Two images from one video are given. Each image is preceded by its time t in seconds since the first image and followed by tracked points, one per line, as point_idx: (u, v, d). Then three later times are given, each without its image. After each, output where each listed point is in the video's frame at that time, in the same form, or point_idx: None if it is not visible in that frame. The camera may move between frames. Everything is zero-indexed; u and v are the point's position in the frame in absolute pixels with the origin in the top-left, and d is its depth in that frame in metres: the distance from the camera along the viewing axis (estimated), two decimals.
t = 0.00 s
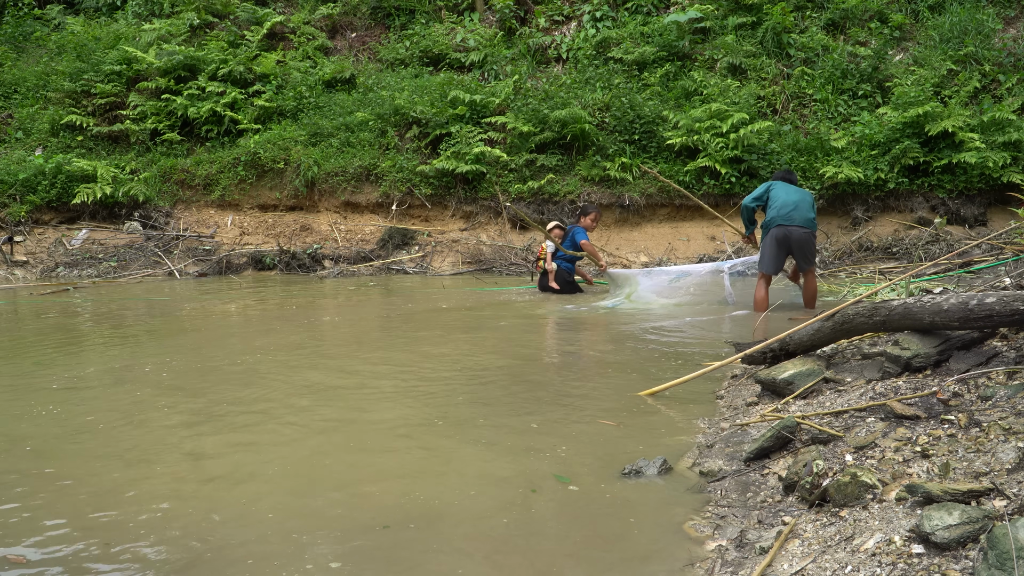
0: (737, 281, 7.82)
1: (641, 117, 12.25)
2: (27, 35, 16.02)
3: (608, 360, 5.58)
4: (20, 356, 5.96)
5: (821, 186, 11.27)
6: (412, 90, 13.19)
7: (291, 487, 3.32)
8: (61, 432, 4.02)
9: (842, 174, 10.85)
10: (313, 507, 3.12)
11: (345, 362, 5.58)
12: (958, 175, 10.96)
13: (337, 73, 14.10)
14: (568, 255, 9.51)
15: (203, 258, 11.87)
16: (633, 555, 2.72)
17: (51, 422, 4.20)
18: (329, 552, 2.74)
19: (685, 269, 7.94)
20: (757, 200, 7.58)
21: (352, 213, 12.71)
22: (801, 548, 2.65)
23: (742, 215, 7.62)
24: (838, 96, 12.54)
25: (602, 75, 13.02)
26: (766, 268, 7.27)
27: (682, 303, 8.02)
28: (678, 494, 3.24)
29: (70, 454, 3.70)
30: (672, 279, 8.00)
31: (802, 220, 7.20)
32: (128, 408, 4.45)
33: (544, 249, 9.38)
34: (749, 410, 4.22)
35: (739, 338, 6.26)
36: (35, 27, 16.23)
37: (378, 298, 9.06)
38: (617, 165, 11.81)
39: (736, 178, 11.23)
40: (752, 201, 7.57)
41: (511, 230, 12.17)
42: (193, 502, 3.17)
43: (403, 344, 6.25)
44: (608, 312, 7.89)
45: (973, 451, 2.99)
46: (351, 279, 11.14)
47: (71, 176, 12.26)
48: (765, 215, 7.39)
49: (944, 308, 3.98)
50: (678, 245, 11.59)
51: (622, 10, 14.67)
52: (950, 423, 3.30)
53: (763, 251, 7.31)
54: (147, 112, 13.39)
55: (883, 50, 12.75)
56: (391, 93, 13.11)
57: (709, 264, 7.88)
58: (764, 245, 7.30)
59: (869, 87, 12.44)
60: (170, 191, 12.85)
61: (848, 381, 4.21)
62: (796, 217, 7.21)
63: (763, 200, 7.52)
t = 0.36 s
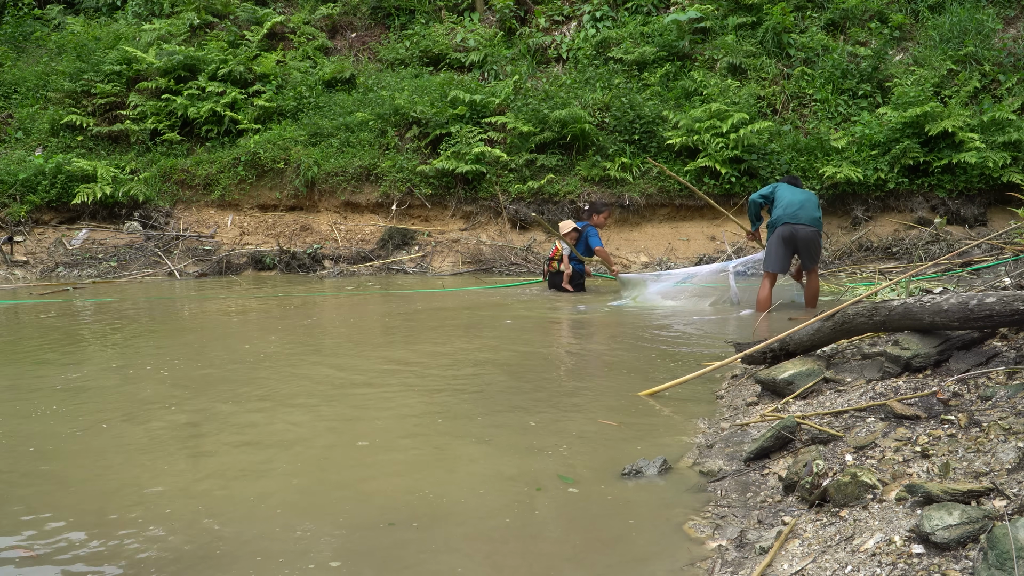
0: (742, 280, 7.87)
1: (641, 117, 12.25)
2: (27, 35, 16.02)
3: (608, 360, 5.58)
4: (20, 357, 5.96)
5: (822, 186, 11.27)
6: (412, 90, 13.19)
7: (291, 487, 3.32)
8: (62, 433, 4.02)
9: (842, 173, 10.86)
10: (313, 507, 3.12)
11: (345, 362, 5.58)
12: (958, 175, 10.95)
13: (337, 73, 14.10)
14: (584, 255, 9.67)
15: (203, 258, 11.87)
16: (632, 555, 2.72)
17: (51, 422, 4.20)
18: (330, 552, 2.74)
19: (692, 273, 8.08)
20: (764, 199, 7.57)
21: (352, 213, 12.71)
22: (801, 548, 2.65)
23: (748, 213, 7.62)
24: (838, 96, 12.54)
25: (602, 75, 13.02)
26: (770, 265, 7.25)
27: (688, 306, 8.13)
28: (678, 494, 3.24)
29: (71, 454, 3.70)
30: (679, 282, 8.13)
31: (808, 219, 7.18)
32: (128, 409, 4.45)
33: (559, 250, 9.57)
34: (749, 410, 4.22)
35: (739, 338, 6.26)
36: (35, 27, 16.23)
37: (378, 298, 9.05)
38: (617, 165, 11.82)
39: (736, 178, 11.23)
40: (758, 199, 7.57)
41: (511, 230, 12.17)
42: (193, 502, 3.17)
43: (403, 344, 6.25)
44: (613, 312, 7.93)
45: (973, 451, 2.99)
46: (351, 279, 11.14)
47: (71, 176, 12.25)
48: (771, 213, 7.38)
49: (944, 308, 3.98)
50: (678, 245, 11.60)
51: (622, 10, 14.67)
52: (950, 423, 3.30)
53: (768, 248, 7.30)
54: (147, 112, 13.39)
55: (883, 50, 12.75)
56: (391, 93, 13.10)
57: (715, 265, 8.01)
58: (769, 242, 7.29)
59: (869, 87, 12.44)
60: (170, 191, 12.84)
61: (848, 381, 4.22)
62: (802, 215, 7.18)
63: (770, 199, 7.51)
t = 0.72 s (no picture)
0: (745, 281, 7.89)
1: (641, 117, 12.25)
2: (27, 35, 16.02)
3: (608, 360, 5.57)
4: (20, 356, 5.95)
5: (822, 186, 11.28)
6: (412, 90, 13.19)
7: (291, 486, 3.31)
8: (61, 432, 4.02)
9: (842, 174, 10.86)
10: (313, 506, 3.11)
11: (345, 362, 5.57)
12: (958, 175, 10.95)
13: (337, 73, 14.10)
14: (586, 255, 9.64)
15: (203, 258, 11.87)
16: (632, 554, 2.72)
17: (51, 422, 4.21)
18: (329, 552, 2.74)
19: (695, 270, 8.17)
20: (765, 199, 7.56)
21: (352, 213, 12.71)
22: (801, 548, 2.64)
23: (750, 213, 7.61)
24: (838, 96, 12.54)
25: (602, 75, 13.02)
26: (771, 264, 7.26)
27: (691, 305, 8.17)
28: (678, 494, 3.24)
29: (70, 454, 3.70)
30: (681, 279, 8.23)
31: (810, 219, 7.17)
32: (127, 409, 4.44)
33: (561, 250, 9.54)
34: (749, 410, 4.22)
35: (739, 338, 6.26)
36: (35, 27, 16.23)
37: (377, 298, 9.05)
38: (617, 165, 11.82)
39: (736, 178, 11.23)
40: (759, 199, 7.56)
41: (511, 230, 12.18)
42: (193, 502, 3.16)
43: (403, 344, 6.25)
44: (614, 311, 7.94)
45: (973, 451, 2.99)
46: (351, 279, 11.14)
47: (71, 176, 12.25)
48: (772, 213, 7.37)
49: (944, 308, 3.98)
50: (678, 245, 11.60)
51: (622, 10, 14.67)
52: (950, 423, 3.30)
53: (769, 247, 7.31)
54: (147, 112, 13.39)
55: (883, 50, 12.75)
56: (391, 93, 13.10)
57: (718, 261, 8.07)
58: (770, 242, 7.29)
59: (869, 87, 12.44)
60: (170, 191, 12.84)
61: (848, 381, 4.21)
62: (803, 216, 7.18)
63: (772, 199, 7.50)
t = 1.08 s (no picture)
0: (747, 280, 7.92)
1: (641, 117, 12.25)
2: (27, 35, 16.02)
3: (608, 360, 5.57)
4: (20, 357, 5.95)
5: (821, 186, 11.28)
6: (412, 90, 13.19)
7: (290, 486, 3.31)
8: (60, 433, 4.01)
9: (842, 174, 10.86)
10: (314, 506, 3.11)
11: (345, 362, 5.57)
12: (958, 175, 10.95)
13: (337, 73, 14.10)
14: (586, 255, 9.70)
15: (203, 258, 11.87)
16: (632, 555, 2.72)
17: (50, 422, 4.20)
18: (329, 550, 2.75)
19: (697, 266, 8.16)
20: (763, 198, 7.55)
21: (352, 213, 12.71)
22: (801, 548, 2.64)
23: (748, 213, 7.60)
24: (838, 96, 12.54)
25: (602, 75, 13.02)
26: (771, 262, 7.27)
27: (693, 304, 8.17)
28: (678, 494, 3.24)
29: (71, 454, 3.69)
30: (685, 277, 8.21)
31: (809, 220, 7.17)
32: (127, 409, 4.44)
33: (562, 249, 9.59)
34: (749, 410, 4.22)
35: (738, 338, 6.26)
36: (35, 27, 16.23)
37: (377, 298, 9.05)
38: (617, 165, 11.82)
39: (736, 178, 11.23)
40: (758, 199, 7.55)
41: (511, 230, 12.18)
42: (194, 501, 3.17)
43: (403, 344, 6.25)
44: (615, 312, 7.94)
45: (973, 451, 2.99)
46: (351, 279, 11.14)
47: (71, 176, 12.25)
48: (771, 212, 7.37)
49: (944, 308, 3.98)
50: (678, 245, 11.60)
51: (622, 10, 14.67)
52: (950, 423, 3.30)
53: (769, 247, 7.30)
54: (147, 112, 13.39)
55: (883, 50, 12.75)
56: (391, 93, 13.11)
57: (722, 258, 8.05)
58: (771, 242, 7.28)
59: (869, 87, 12.44)
60: (170, 191, 12.84)
61: (848, 381, 4.22)
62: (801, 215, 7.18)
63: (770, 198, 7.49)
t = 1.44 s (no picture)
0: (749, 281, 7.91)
1: (641, 117, 12.25)
2: (27, 35, 16.02)
3: (609, 360, 5.57)
4: (20, 357, 5.95)
5: (821, 186, 11.28)
6: (412, 90, 13.19)
7: (291, 486, 3.31)
8: (60, 433, 4.01)
9: (842, 174, 10.86)
10: (314, 506, 3.11)
11: (346, 362, 5.57)
12: (958, 175, 10.95)
13: (337, 73, 14.10)
14: (591, 250, 9.83)
15: (203, 258, 11.87)
16: (632, 555, 2.72)
17: (50, 422, 4.20)
18: (329, 551, 2.74)
19: (698, 265, 8.20)
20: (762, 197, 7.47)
21: (352, 213, 12.71)
22: (801, 548, 2.64)
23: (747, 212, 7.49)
24: (838, 96, 12.54)
25: (602, 75, 13.02)
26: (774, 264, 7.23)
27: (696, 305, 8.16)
28: (678, 494, 3.24)
29: (71, 454, 3.69)
30: (685, 276, 8.25)
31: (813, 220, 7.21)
32: (127, 409, 4.44)
33: (571, 243, 9.62)
34: (749, 410, 4.22)
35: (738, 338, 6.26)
36: (35, 27, 16.23)
37: (377, 298, 9.05)
38: (616, 165, 11.81)
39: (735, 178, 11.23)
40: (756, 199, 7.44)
41: (511, 230, 12.18)
42: (194, 501, 3.16)
43: (404, 343, 6.25)
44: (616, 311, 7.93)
45: (973, 451, 2.99)
46: (351, 279, 11.15)
47: (71, 176, 12.25)
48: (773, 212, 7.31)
49: (944, 308, 3.98)
50: (678, 245, 11.61)
51: (622, 10, 14.67)
52: (950, 423, 3.30)
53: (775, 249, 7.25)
54: (147, 112, 13.39)
55: (883, 50, 12.75)
56: (391, 93, 13.11)
57: (721, 258, 8.08)
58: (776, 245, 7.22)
59: (869, 87, 12.45)
60: (170, 191, 12.84)
61: (848, 381, 4.22)
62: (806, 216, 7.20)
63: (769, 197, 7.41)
